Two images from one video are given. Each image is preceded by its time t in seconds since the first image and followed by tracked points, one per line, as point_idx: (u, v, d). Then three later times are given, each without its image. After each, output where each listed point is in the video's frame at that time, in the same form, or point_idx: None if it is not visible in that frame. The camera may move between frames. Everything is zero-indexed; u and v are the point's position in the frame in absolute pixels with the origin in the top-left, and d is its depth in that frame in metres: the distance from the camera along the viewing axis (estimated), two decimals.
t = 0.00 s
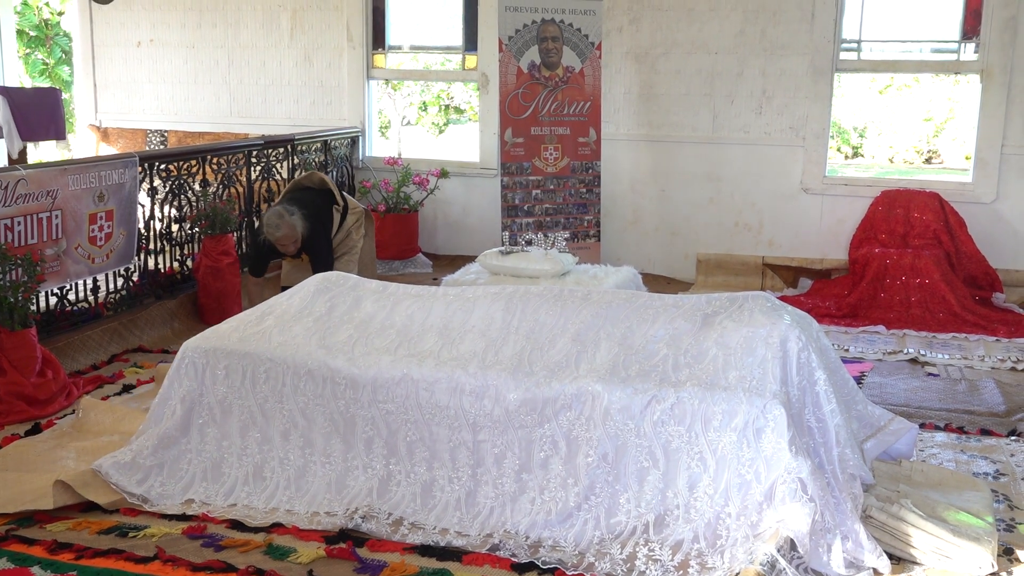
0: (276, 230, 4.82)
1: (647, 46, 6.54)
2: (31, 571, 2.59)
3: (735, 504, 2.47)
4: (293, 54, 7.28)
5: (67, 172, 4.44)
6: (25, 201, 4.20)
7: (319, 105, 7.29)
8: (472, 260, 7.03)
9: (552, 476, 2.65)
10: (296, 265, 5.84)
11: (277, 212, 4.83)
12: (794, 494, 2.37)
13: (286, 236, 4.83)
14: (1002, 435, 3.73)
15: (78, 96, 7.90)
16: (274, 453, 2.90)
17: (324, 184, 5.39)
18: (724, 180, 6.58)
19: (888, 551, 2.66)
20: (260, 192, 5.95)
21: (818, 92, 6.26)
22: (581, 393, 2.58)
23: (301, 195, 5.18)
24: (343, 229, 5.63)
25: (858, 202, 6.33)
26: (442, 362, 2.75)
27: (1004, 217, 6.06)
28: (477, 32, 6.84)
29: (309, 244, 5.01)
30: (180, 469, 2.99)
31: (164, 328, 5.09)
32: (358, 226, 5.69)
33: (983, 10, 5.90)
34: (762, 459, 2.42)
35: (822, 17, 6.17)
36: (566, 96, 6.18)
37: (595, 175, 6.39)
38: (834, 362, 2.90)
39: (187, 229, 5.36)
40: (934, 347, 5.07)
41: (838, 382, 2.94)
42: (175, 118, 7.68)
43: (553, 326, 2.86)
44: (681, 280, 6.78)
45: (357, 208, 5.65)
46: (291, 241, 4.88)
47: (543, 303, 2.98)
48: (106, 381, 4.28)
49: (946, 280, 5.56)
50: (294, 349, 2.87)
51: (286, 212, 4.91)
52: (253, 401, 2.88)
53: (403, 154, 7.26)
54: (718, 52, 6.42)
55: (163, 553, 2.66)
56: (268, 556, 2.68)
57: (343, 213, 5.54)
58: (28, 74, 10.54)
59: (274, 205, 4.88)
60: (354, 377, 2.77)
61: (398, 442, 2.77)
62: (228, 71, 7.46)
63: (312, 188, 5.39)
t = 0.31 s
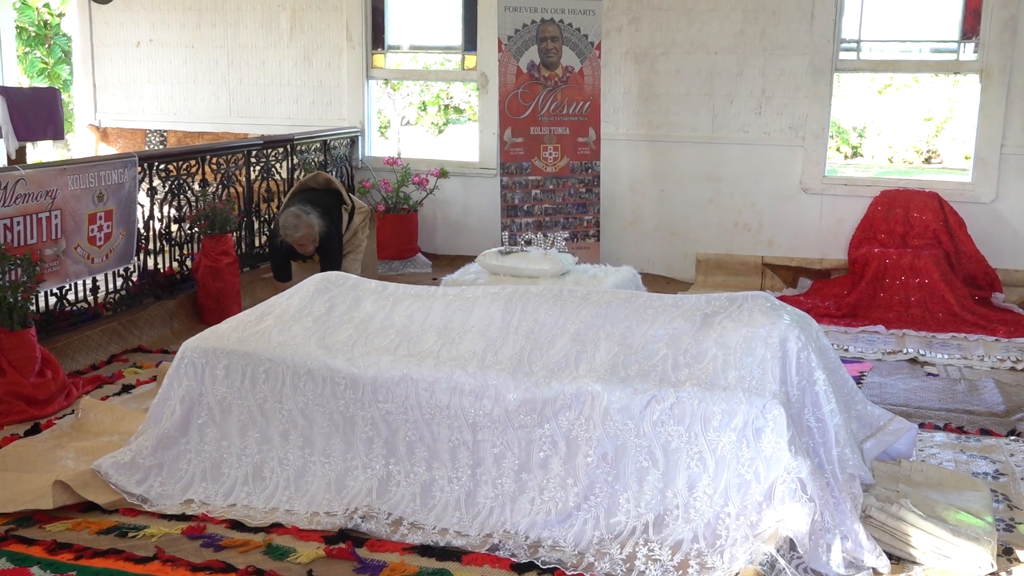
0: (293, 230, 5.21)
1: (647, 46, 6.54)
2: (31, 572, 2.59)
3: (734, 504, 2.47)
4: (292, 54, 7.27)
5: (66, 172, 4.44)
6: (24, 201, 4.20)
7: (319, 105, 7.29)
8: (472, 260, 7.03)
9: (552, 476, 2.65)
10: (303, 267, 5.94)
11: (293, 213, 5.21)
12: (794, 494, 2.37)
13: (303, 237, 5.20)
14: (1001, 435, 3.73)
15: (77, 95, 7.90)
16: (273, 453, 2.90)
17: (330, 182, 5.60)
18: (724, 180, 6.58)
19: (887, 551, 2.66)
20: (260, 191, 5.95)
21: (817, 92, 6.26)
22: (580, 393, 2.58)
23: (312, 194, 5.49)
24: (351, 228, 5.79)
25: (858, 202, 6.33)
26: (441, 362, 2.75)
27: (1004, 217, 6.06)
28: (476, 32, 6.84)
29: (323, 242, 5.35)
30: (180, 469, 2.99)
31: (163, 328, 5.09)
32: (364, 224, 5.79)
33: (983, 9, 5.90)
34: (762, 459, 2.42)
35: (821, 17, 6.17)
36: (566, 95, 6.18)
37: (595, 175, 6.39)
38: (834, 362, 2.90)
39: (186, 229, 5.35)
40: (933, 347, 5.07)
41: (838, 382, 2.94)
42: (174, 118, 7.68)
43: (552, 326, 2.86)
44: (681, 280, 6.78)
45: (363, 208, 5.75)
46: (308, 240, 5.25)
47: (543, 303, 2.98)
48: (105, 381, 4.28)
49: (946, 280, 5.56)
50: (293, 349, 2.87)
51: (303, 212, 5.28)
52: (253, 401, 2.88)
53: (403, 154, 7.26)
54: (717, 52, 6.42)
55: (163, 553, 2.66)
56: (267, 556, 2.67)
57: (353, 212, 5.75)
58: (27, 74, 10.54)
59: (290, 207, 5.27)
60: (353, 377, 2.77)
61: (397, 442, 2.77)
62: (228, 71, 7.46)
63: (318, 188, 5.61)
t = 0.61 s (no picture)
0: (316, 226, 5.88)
1: (647, 46, 6.54)
2: (31, 572, 2.59)
3: (735, 504, 2.47)
4: (293, 54, 7.27)
5: (66, 172, 4.44)
6: (24, 201, 4.20)
7: (319, 104, 7.29)
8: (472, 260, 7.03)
9: (552, 475, 2.65)
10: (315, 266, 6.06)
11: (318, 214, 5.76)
12: (794, 494, 2.37)
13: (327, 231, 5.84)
14: (1002, 434, 3.73)
15: (77, 95, 7.90)
16: (274, 453, 2.90)
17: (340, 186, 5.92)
18: (724, 180, 6.58)
19: (887, 550, 2.66)
20: (260, 191, 5.95)
21: (817, 92, 6.26)
22: (581, 393, 2.58)
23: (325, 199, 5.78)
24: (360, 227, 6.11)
25: (858, 202, 6.33)
26: (441, 362, 2.74)
27: (1004, 217, 6.07)
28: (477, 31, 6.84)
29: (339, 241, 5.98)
30: (180, 469, 2.99)
31: (164, 328, 5.09)
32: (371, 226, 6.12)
33: (983, 9, 5.90)
34: (762, 458, 2.42)
35: (821, 17, 6.17)
36: (566, 95, 6.18)
37: (595, 175, 6.40)
38: (834, 362, 2.90)
39: (187, 229, 5.35)
40: (934, 347, 5.07)
41: (838, 382, 2.94)
42: (175, 117, 7.68)
43: (553, 326, 2.86)
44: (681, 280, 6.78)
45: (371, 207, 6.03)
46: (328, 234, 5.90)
47: (543, 303, 2.98)
48: (106, 381, 4.28)
49: (946, 279, 5.56)
50: (293, 349, 2.87)
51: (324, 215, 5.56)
52: (253, 401, 2.88)
53: (403, 153, 7.26)
54: (718, 52, 6.42)
55: (163, 553, 2.65)
56: (268, 556, 2.67)
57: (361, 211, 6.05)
58: (30, 73, 10.53)
59: (313, 206, 5.92)
60: (353, 377, 2.77)
61: (398, 441, 2.77)
62: (228, 71, 7.46)
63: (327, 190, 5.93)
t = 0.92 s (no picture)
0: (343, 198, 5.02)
1: (647, 46, 6.54)
2: (31, 572, 2.59)
3: (734, 504, 2.47)
4: (292, 54, 7.27)
5: (66, 172, 4.44)
6: (24, 201, 4.20)
7: (319, 104, 7.29)
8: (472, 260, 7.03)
9: (552, 475, 2.65)
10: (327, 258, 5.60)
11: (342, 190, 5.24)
12: (794, 494, 2.37)
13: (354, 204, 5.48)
14: (1001, 435, 3.73)
15: (77, 95, 7.90)
16: (273, 453, 2.90)
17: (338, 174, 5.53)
18: (724, 180, 6.58)
19: (887, 550, 2.66)
20: (260, 191, 5.95)
21: (817, 92, 6.26)
22: (580, 392, 2.58)
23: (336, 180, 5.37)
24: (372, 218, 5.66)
25: (858, 202, 6.33)
26: (441, 362, 2.74)
27: (1003, 217, 6.07)
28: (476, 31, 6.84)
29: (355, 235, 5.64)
30: (180, 468, 2.99)
31: (163, 328, 5.09)
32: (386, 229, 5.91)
33: (983, 9, 5.90)
34: (762, 458, 2.42)
35: (821, 17, 6.17)
36: (566, 95, 6.18)
37: (595, 175, 6.40)
38: (834, 362, 2.90)
39: (187, 229, 5.35)
40: (934, 347, 5.07)
41: (838, 382, 2.94)
42: (175, 118, 7.68)
43: (552, 326, 2.86)
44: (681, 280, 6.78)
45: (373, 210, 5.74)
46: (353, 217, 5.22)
47: (543, 303, 2.98)
48: (106, 381, 4.28)
49: (946, 279, 5.56)
50: (293, 349, 2.87)
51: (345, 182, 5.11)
52: (253, 401, 2.88)
53: (403, 153, 7.26)
54: (718, 52, 6.42)
55: (163, 553, 2.66)
56: (268, 556, 2.68)
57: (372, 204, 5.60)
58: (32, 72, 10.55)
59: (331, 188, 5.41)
60: (353, 377, 2.77)
61: (398, 441, 2.77)
62: (228, 71, 7.45)
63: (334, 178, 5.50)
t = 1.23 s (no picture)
0: (379, 155, 4.41)
1: (646, 46, 6.54)
2: (30, 572, 2.59)
3: (734, 504, 2.47)
4: (292, 54, 7.27)
5: (66, 172, 4.44)
6: (23, 201, 4.20)
7: (318, 104, 7.29)
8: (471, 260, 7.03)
9: (551, 475, 2.65)
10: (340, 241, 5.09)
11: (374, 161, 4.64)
12: (794, 494, 2.37)
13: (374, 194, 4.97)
14: (1001, 435, 3.73)
15: (77, 95, 7.90)
16: (272, 453, 2.90)
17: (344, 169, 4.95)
18: (723, 180, 6.58)
19: (886, 550, 2.66)
20: (259, 192, 5.95)
21: (817, 92, 6.26)
22: (580, 393, 2.58)
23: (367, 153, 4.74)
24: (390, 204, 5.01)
25: (857, 202, 6.33)
26: (441, 362, 2.74)
27: (1003, 217, 6.07)
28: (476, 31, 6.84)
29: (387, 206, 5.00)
30: (180, 469, 2.99)
31: (163, 328, 5.09)
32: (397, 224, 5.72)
33: (982, 9, 5.90)
34: (762, 458, 2.41)
35: (821, 17, 6.17)
36: (565, 95, 6.18)
37: (594, 175, 6.40)
38: (834, 362, 2.90)
39: (186, 229, 5.34)
40: (933, 347, 5.07)
41: (838, 381, 2.94)
42: (174, 118, 7.67)
43: (552, 326, 2.86)
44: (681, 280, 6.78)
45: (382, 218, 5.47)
46: (387, 179, 4.57)
47: (543, 303, 2.98)
48: (105, 381, 4.28)
49: (945, 280, 5.57)
50: (293, 349, 2.87)
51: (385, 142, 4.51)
52: (252, 401, 2.88)
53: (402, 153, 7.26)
54: (717, 52, 6.42)
55: (162, 554, 2.66)
56: (267, 556, 2.67)
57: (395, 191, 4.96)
58: (33, 73, 10.55)
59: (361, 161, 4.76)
60: (353, 377, 2.77)
61: (397, 441, 2.77)
62: (228, 71, 7.45)
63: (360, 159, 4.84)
